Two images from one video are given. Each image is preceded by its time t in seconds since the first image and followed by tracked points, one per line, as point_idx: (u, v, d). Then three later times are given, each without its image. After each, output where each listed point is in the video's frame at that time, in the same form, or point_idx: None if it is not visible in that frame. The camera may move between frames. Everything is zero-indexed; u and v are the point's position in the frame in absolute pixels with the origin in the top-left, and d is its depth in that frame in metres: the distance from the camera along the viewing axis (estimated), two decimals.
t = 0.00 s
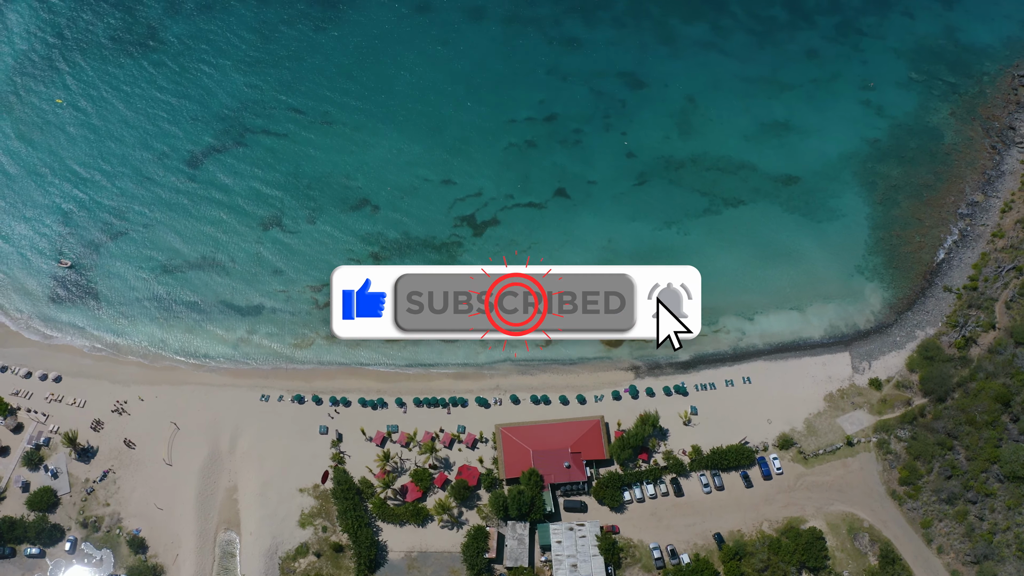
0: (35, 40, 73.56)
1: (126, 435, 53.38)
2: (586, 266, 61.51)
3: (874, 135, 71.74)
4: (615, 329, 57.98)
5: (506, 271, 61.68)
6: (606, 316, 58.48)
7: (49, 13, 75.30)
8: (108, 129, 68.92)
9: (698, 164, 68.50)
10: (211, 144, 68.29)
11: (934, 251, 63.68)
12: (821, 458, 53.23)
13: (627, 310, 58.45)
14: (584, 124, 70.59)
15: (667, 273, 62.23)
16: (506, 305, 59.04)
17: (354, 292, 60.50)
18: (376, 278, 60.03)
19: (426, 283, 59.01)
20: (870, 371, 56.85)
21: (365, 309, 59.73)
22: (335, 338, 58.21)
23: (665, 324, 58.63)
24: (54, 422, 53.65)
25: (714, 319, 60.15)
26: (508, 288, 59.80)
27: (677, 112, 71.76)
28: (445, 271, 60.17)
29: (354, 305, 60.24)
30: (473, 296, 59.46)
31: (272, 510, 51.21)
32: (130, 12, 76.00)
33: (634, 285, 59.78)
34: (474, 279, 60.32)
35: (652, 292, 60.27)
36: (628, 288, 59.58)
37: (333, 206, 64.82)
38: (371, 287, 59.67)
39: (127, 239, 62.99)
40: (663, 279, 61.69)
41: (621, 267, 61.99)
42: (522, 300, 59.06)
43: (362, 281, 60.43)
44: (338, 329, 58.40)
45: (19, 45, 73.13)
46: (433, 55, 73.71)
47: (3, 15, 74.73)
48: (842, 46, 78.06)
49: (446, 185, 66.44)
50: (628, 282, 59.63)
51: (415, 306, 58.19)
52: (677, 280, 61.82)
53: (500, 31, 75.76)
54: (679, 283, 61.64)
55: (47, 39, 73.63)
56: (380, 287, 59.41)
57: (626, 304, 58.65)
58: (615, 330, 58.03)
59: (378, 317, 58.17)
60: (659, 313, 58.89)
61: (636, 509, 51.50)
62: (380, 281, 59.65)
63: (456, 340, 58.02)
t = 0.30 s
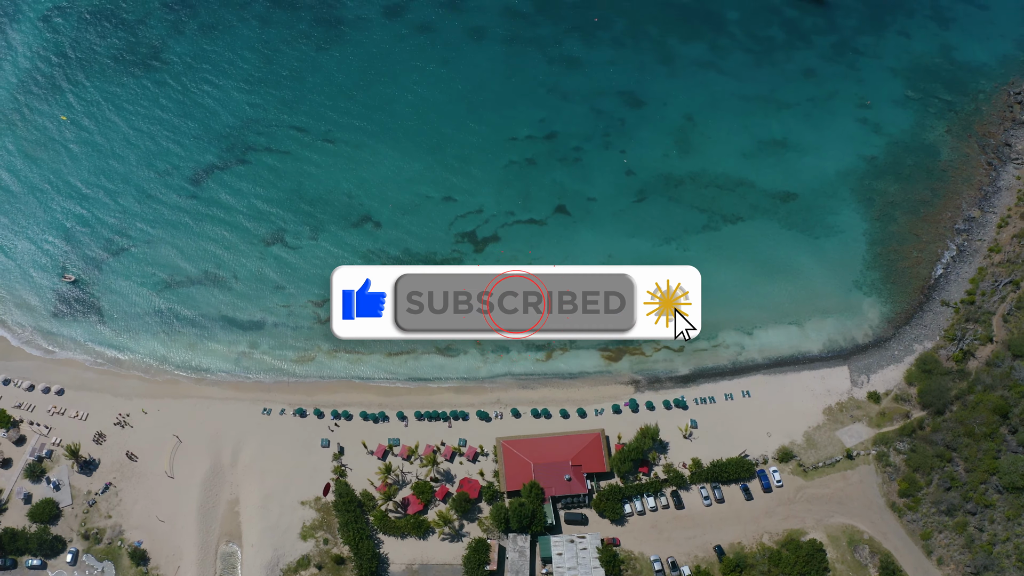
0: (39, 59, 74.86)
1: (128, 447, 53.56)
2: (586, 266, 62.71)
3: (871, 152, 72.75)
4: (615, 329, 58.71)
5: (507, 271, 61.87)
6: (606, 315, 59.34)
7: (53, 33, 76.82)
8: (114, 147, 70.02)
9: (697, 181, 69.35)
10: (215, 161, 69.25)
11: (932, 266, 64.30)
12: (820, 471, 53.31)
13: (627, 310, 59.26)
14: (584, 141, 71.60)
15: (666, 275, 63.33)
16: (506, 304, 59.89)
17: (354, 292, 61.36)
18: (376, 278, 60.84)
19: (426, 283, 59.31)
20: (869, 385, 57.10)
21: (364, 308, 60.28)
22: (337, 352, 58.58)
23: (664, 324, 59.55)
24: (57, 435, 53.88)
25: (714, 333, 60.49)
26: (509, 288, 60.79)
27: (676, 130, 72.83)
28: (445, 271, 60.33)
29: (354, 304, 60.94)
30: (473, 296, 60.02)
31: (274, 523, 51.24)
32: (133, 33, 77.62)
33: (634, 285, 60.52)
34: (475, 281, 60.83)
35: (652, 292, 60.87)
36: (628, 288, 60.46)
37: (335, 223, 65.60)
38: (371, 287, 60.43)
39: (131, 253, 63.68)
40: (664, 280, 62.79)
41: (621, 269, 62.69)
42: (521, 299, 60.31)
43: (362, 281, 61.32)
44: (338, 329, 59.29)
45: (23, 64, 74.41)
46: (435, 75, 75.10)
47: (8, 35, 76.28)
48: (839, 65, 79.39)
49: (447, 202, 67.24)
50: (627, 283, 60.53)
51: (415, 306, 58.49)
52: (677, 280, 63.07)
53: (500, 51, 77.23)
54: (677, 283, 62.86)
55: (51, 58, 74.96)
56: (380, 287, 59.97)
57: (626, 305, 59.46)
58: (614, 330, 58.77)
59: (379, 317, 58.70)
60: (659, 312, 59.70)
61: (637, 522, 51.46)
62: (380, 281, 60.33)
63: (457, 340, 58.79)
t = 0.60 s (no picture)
0: (42, 78, 76.84)
1: (131, 460, 53.73)
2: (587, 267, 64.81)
3: (868, 169, 73.81)
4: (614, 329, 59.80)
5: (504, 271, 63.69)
6: (604, 313, 60.50)
7: (56, 52, 79.19)
8: (120, 165, 71.09)
9: (696, 199, 70.27)
10: (219, 179, 70.26)
11: (929, 281, 64.91)
12: (820, 483, 53.36)
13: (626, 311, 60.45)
14: (584, 159, 72.67)
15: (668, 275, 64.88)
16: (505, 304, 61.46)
17: (354, 292, 62.98)
18: (376, 278, 62.79)
19: (426, 284, 61.39)
20: (867, 399, 57.38)
21: (365, 307, 61.80)
22: (339, 367, 59.00)
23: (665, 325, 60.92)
24: (60, 447, 54.02)
25: (713, 347, 60.92)
26: (508, 289, 62.65)
27: (675, 148, 73.97)
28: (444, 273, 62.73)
29: (355, 303, 62.43)
30: (473, 296, 61.90)
31: (275, 535, 51.23)
32: (139, 50, 79.91)
33: (631, 286, 62.65)
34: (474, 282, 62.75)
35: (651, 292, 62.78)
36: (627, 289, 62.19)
37: (338, 240, 66.40)
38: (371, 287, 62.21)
39: (136, 268, 64.37)
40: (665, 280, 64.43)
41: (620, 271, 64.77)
42: (520, 300, 62.03)
43: (362, 282, 63.06)
44: (338, 329, 60.50)
45: (31, 85, 76.06)
46: (438, 95, 76.55)
47: (16, 53, 78.62)
48: (836, 84, 81.22)
49: (449, 219, 68.08)
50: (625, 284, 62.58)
51: (415, 306, 60.10)
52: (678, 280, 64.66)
53: (501, 71, 78.99)
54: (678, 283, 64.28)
55: (54, 77, 76.90)
56: (381, 287, 61.79)
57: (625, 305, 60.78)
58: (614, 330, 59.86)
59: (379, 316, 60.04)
60: (659, 312, 61.02)
61: (638, 534, 51.41)
62: (380, 280, 62.31)
63: (459, 340, 59.92)
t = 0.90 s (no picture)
0: (50, 99, 78.67)
1: (133, 473, 53.90)
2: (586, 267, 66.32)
3: (866, 187, 74.80)
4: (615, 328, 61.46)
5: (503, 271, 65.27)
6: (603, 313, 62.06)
7: (58, 69, 81.72)
8: (126, 182, 72.20)
9: (695, 216, 71.15)
10: (223, 196, 71.25)
11: (927, 296, 65.50)
12: (820, 496, 53.42)
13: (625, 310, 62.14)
14: (584, 177, 73.67)
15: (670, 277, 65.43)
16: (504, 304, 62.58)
17: (355, 291, 64.61)
18: (376, 278, 64.12)
19: (425, 284, 62.74)
20: (866, 413, 57.67)
21: (365, 307, 63.39)
22: (341, 381, 59.48)
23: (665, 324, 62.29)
24: (63, 460, 54.19)
25: (713, 362, 61.39)
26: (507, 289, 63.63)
27: (674, 166, 75.04)
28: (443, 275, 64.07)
29: (356, 303, 64.09)
30: (473, 296, 63.02)
31: (276, 548, 51.16)
32: (143, 69, 81.95)
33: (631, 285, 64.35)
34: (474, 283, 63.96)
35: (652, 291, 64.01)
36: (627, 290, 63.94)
37: (341, 257, 67.18)
38: (370, 286, 63.70)
39: (140, 284, 65.07)
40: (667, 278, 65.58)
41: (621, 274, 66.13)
42: (520, 300, 62.97)
43: (362, 282, 64.60)
44: (338, 329, 61.99)
45: (42, 107, 77.88)
46: (440, 115, 77.89)
47: (22, 73, 81.17)
48: (833, 103, 82.58)
49: (450, 236, 68.93)
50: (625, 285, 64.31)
51: (415, 306, 61.61)
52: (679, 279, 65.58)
53: (502, 90, 80.48)
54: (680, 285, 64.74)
55: (62, 98, 78.72)
56: (381, 287, 63.23)
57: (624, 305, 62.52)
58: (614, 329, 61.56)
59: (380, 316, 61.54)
60: (659, 312, 62.34)
61: (638, 547, 51.30)
62: (380, 280, 63.68)
63: (459, 340, 61.03)
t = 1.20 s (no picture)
0: (59, 119, 80.26)
1: (135, 487, 54.01)
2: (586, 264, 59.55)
3: (863, 205, 75.78)
4: (616, 330, 52.59)
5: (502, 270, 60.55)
6: (605, 316, 52.74)
7: (63, 89, 83.48)
8: (132, 200, 73.36)
9: (694, 234, 72.07)
10: (227, 214, 72.27)
11: (925, 312, 66.15)
12: (819, 510, 53.47)
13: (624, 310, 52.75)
14: (584, 197, 74.66)
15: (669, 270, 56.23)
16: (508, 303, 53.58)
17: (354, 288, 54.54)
18: (376, 277, 53.29)
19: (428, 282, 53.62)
20: (865, 427, 57.97)
21: (364, 307, 53.84)
22: (343, 397, 60.00)
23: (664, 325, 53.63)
24: (65, 473, 54.38)
25: (712, 378, 61.90)
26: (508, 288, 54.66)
27: (673, 185, 76.11)
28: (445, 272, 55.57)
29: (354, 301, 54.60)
30: (474, 295, 54.33)
31: (277, 562, 51.04)
32: (146, 88, 83.68)
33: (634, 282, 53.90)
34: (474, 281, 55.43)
35: (652, 289, 53.81)
36: (628, 287, 53.72)
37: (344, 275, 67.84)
38: (370, 287, 53.04)
39: (143, 300, 65.82)
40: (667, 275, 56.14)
41: (621, 267, 56.11)
42: (521, 299, 54.03)
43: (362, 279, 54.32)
44: (338, 329, 56.15)
45: (51, 128, 79.43)
46: (442, 135, 79.24)
47: (27, 92, 82.89)
48: (830, 123, 83.96)
49: (451, 253, 69.75)
50: (628, 281, 53.67)
51: (415, 307, 52.93)
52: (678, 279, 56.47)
53: (503, 110, 81.94)
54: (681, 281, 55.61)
55: (70, 119, 80.32)
56: (380, 287, 53.05)
57: (622, 304, 52.91)
58: (614, 330, 52.71)
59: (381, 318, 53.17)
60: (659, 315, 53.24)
61: (639, 561, 51.22)
62: (380, 280, 52.93)
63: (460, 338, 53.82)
